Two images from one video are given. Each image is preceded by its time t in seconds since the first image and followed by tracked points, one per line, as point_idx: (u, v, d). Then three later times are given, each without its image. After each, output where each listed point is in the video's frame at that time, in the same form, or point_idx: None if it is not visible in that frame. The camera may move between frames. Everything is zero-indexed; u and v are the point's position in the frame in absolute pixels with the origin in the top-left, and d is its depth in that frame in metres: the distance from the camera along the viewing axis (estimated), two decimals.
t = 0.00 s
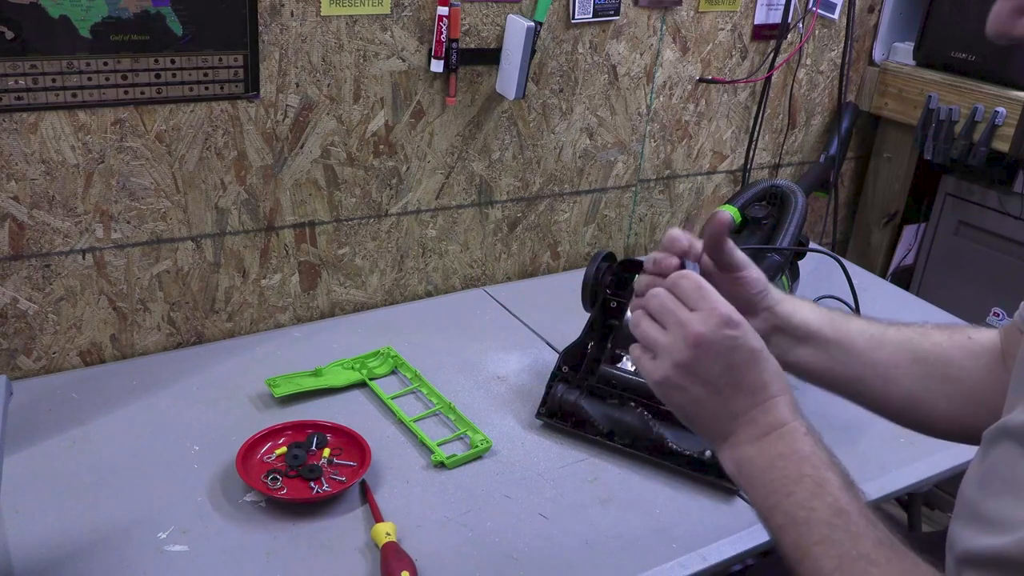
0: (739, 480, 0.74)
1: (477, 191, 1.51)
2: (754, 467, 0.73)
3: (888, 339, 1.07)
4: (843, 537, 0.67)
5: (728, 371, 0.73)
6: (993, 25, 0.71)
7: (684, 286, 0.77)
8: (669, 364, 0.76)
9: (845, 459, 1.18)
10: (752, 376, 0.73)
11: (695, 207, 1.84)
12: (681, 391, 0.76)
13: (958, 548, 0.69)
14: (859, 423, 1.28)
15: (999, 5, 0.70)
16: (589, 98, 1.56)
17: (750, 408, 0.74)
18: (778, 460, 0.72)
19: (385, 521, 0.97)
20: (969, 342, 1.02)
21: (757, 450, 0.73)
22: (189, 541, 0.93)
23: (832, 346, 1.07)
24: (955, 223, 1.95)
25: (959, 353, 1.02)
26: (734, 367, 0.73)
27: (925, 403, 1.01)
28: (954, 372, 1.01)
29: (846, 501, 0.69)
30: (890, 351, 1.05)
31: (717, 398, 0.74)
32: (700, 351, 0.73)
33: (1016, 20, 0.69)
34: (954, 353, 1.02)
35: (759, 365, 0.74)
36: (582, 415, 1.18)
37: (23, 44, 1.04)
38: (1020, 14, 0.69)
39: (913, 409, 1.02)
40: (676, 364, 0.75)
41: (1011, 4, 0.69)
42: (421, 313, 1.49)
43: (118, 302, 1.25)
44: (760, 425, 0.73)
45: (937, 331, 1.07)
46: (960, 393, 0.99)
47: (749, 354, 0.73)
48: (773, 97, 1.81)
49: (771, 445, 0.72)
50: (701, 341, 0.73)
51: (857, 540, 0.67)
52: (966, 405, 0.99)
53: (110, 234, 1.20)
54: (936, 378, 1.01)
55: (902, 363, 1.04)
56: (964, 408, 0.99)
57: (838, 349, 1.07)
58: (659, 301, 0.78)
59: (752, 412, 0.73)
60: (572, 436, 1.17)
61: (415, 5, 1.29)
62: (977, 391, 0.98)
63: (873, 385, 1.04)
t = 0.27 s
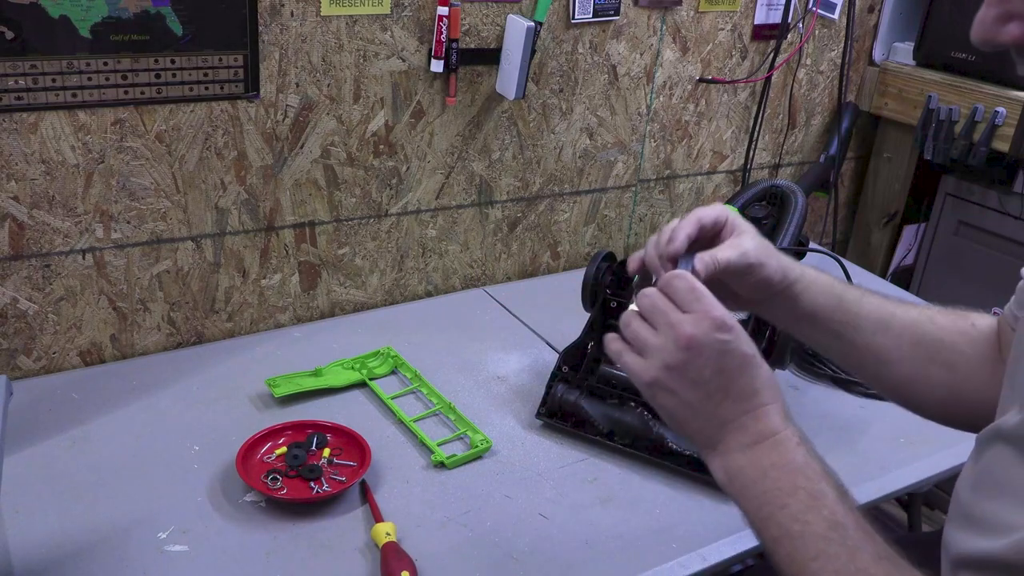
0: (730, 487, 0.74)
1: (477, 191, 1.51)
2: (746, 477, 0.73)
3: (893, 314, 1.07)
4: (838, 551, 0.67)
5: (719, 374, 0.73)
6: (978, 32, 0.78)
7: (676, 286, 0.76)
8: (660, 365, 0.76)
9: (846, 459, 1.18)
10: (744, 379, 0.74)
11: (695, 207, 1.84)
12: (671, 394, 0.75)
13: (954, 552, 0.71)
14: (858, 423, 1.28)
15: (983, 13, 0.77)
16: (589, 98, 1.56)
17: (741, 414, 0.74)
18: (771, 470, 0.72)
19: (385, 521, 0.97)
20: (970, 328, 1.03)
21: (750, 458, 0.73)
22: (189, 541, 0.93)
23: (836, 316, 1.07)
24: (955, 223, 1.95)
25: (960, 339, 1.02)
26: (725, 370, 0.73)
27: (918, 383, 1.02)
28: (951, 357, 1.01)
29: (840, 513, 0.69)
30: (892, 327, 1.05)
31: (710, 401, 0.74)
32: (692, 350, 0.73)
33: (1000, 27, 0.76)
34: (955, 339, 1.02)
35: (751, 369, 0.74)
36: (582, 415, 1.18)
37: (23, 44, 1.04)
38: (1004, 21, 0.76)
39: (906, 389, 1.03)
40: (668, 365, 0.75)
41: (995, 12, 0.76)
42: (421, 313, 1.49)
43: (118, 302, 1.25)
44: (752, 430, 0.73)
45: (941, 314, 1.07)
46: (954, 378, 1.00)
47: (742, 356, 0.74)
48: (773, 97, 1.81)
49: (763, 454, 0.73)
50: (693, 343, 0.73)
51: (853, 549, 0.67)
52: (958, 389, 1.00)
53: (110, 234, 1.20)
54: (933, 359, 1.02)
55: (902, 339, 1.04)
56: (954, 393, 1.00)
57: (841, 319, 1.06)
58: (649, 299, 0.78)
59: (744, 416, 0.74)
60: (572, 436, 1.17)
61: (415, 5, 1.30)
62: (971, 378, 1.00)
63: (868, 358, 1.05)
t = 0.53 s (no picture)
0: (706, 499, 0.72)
1: (477, 191, 1.51)
2: (714, 486, 0.72)
3: (898, 299, 1.07)
4: (810, 562, 0.66)
5: (686, 380, 0.73)
6: (965, 39, 0.75)
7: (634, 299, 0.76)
8: (628, 371, 0.75)
9: (846, 459, 1.18)
10: (711, 388, 0.73)
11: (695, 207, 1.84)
12: (638, 401, 0.75)
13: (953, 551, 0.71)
14: (859, 423, 1.28)
15: (969, 21, 0.75)
16: (589, 98, 1.56)
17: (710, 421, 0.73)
18: (740, 480, 0.71)
19: (385, 521, 0.97)
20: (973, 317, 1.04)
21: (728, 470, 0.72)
22: (189, 541, 0.93)
23: (841, 297, 1.06)
24: (955, 223, 1.95)
25: (962, 327, 1.03)
26: (693, 378, 0.73)
27: (917, 366, 1.02)
28: (954, 344, 1.02)
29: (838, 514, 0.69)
30: (899, 311, 1.05)
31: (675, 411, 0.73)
32: (657, 356, 0.73)
33: (986, 34, 0.73)
34: (958, 327, 1.03)
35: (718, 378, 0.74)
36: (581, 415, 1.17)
37: (23, 44, 1.04)
38: (989, 28, 0.73)
39: (904, 373, 1.03)
40: (635, 372, 0.74)
41: (980, 19, 0.73)
42: (421, 313, 1.49)
43: (118, 302, 1.25)
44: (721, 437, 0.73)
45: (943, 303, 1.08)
46: (955, 365, 1.01)
47: (707, 364, 0.74)
48: (773, 97, 1.81)
49: (731, 463, 0.72)
50: (658, 349, 0.73)
51: (829, 556, 0.67)
52: (958, 376, 1.00)
53: (110, 234, 1.20)
54: (935, 345, 1.02)
55: (905, 324, 1.04)
56: (954, 381, 1.00)
57: (847, 301, 1.06)
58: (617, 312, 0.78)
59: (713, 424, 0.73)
60: (572, 436, 1.17)
61: (415, 5, 1.30)
62: (972, 367, 1.00)
63: (871, 339, 1.05)
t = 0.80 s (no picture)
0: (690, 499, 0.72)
1: (477, 191, 1.51)
2: (696, 482, 0.72)
3: (903, 302, 1.06)
4: (786, 554, 0.67)
5: (666, 379, 0.73)
6: (947, 45, 0.77)
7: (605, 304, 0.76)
8: (608, 371, 0.74)
9: (846, 459, 1.18)
10: (692, 386, 0.73)
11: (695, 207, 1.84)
12: (620, 402, 0.74)
13: (951, 548, 0.73)
14: (859, 423, 1.28)
15: (951, 27, 0.77)
16: (589, 98, 1.56)
17: (692, 419, 0.73)
18: (720, 476, 0.71)
19: (385, 521, 0.97)
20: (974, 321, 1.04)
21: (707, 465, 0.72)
22: (189, 541, 0.93)
23: (847, 300, 1.05)
24: (954, 223, 1.95)
25: (966, 331, 1.03)
26: (673, 377, 0.73)
27: (920, 370, 1.02)
28: (958, 349, 1.02)
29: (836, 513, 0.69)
30: (904, 314, 1.05)
31: (657, 410, 0.73)
32: (636, 357, 0.73)
33: (967, 38, 0.75)
34: (961, 331, 1.03)
35: (698, 375, 0.74)
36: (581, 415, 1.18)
37: (23, 44, 1.04)
38: (970, 34, 0.75)
39: (907, 376, 1.03)
40: (616, 372, 0.74)
41: (962, 25, 0.75)
42: (420, 313, 1.49)
43: (118, 302, 1.25)
44: (702, 435, 0.72)
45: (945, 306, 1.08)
46: (957, 369, 1.01)
47: (686, 362, 0.73)
48: (773, 97, 1.81)
49: (712, 460, 0.72)
50: (639, 348, 0.73)
51: (805, 549, 0.67)
52: (961, 380, 1.01)
53: (110, 234, 1.20)
54: (939, 349, 1.02)
55: (910, 327, 1.04)
56: (957, 385, 1.01)
57: (853, 304, 1.05)
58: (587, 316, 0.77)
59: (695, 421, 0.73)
60: (572, 436, 1.17)
61: (415, 5, 1.30)
62: (974, 371, 1.01)
63: (876, 342, 1.04)
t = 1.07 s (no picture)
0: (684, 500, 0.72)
1: (477, 191, 1.51)
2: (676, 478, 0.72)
3: (903, 307, 1.06)
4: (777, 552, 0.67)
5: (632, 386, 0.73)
6: (936, 43, 0.74)
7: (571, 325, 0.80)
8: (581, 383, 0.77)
9: (846, 459, 1.18)
10: (655, 391, 0.72)
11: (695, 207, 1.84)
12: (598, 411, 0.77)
13: (949, 546, 0.74)
14: (858, 423, 1.28)
15: (941, 24, 0.74)
16: (589, 98, 1.56)
17: (664, 424, 0.72)
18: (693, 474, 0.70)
19: (385, 521, 0.97)
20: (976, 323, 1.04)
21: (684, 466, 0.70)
22: (189, 541, 0.93)
23: (844, 308, 1.05)
24: (954, 223, 1.96)
25: (968, 333, 1.03)
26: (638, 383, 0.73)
27: (923, 375, 1.03)
28: (960, 352, 1.02)
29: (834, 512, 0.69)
30: (905, 320, 1.04)
31: (630, 422, 0.74)
32: (594, 375, 0.75)
33: (955, 37, 0.72)
34: (963, 334, 1.03)
35: (660, 378, 0.73)
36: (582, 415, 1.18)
37: (23, 44, 1.04)
38: (959, 31, 0.71)
39: (910, 380, 1.03)
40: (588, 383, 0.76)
41: (952, 22, 0.72)
42: (420, 313, 1.49)
43: (118, 302, 1.25)
44: (677, 437, 0.71)
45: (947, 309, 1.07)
46: (961, 373, 1.01)
47: (642, 369, 0.73)
48: (773, 97, 1.81)
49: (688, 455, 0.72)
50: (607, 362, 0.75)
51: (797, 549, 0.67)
52: (965, 384, 1.01)
53: (110, 234, 1.20)
54: (941, 353, 1.02)
55: (910, 333, 1.04)
56: (960, 387, 1.01)
57: (851, 312, 1.05)
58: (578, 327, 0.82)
59: (668, 424, 0.72)
60: (572, 436, 1.17)
61: (415, 5, 1.30)
62: (978, 373, 1.00)
63: (876, 349, 1.04)
